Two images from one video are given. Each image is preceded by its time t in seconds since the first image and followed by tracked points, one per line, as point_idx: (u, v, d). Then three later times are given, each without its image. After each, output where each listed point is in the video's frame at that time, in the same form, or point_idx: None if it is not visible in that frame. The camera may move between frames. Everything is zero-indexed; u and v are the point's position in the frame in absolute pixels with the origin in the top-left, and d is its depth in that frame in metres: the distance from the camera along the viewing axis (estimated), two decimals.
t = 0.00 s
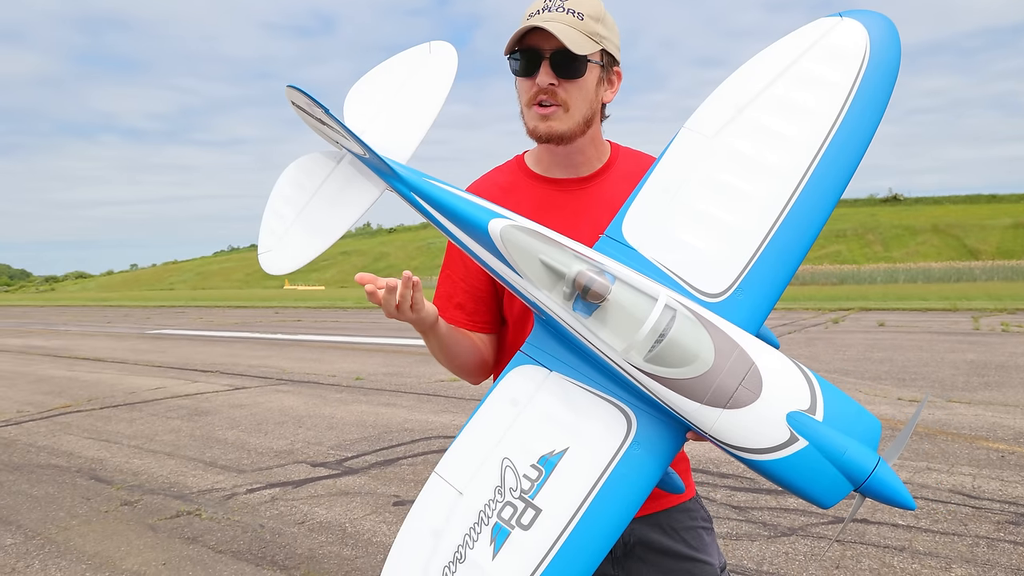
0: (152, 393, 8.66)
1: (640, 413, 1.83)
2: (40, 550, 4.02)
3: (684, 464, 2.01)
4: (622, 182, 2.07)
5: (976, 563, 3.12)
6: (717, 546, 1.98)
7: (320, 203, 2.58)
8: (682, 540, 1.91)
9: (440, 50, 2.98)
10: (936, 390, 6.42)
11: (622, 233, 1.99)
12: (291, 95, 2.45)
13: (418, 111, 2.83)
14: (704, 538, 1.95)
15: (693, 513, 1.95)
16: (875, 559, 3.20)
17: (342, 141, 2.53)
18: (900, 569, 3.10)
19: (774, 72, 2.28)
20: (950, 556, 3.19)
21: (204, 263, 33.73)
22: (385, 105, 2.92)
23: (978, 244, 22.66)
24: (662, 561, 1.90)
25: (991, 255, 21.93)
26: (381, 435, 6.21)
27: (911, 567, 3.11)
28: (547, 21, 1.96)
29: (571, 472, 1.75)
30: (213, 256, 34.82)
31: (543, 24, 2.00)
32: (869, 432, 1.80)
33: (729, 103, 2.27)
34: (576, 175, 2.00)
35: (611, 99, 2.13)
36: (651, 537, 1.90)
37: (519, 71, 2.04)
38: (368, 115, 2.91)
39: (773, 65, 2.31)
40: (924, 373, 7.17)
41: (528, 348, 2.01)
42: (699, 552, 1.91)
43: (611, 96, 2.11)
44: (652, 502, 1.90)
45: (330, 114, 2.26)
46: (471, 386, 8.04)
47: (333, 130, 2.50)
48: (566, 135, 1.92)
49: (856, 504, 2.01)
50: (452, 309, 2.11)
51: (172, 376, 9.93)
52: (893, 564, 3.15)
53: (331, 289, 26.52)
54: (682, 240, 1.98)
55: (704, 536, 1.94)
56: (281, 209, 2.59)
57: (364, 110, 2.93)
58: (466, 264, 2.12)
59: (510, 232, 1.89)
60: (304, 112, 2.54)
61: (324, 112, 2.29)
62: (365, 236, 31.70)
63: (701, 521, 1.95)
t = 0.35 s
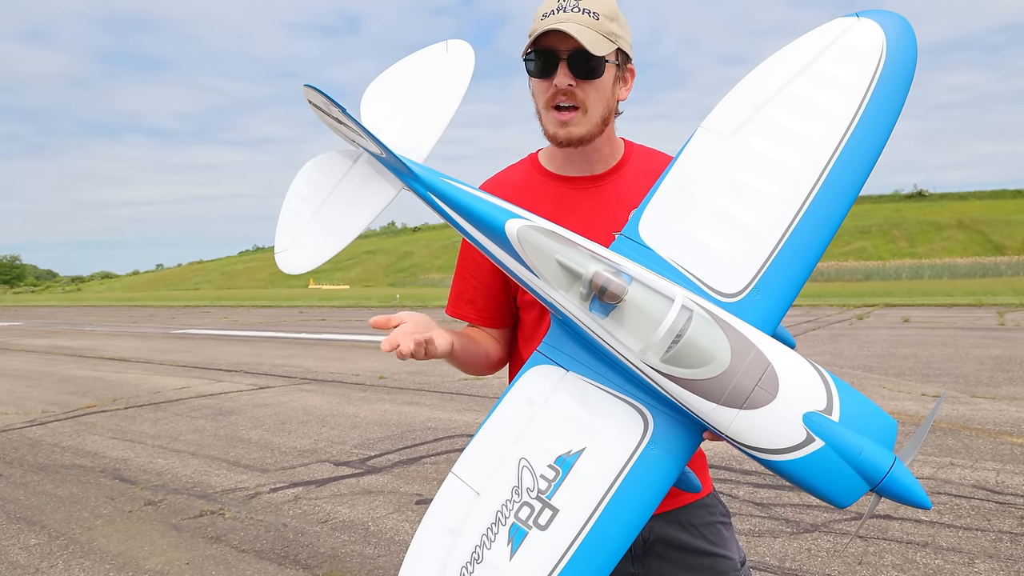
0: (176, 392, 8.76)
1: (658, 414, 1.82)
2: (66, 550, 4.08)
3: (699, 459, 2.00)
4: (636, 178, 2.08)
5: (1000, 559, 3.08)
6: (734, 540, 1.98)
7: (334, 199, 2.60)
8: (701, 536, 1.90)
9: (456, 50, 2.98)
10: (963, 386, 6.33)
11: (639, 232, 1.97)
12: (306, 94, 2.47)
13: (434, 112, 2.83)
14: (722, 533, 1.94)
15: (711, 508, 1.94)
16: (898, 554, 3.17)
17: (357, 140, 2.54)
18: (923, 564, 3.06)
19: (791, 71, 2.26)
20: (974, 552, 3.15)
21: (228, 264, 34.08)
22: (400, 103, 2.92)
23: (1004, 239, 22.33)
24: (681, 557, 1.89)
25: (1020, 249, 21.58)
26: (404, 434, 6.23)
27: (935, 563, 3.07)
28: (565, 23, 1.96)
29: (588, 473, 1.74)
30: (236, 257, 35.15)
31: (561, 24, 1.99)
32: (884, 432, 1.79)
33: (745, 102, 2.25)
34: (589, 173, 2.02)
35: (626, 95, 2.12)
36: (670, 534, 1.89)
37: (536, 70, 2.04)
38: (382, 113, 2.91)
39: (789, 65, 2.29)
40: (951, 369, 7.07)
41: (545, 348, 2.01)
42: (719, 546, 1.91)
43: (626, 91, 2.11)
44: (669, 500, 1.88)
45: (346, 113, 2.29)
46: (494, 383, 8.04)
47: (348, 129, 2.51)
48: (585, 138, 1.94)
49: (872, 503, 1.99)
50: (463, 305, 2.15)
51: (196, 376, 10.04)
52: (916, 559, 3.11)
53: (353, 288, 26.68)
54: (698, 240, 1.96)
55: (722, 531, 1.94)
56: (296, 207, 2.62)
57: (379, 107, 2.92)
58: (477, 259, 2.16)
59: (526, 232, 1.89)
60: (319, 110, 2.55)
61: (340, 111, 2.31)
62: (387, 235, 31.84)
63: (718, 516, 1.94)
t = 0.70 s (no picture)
0: (195, 392, 8.84)
1: (676, 411, 1.81)
2: (86, 548, 4.14)
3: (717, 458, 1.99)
4: (655, 175, 2.06)
5: (1018, 557, 3.06)
6: (751, 538, 1.98)
7: (349, 201, 2.63)
8: (718, 534, 1.90)
9: (469, 47, 3.01)
10: (982, 383, 6.27)
11: (655, 229, 1.97)
12: (321, 95, 2.51)
13: (448, 111, 2.85)
14: (738, 531, 1.94)
15: (728, 506, 1.94)
16: (915, 552, 3.14)
17: (372, 141, 2.57)
18: (940, 563, 3.04)
19: (806, 65, 2.25)
20: (992, 550, 3.12)
21: (246, 265, 34.34)
22: (415, 104, 2.95)
23: None
24: (699, 555, 1.89)
25: None
26: (420, 433, 6.25)
27: (953, 561, 3.04)
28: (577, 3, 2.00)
29: (608, 471, 1.75)
30: (254, 258, 35.39)
31: (570, 10, 2.03)
32: (905, 426, 1.77)
33: (760, 98, 2.24)
34: (608, 168, 2.01)
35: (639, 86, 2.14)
36: (688, 533, 1.88)
37: (550, 59, 2.06)
38: (399, 114, 2.93)
39: (804, 58, 2.27)
40: (971, 366, 6.99)
41: (562, 346, 2.01)
42: (736, 545, 1.92)
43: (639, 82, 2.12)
44: (687, 498, 1.88)
45: (359, 114, 2.36)
46: (510, 382, 8.04)
47: (363, 130, 2.55)
48: (603, 117, 1.94)
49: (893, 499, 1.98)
50: (480, 304, 2.17)
51: (214, 376, 10.12)
52: (934, 557, 3.09)
53: (370, 287, 26.79)
54: (714, 235, 1.96)
55: (739, 529, 1.94)
56: (312, 209, 2.65)
57: (393, 108, 2.95)
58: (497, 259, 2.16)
59: (542, 230, 1.90)
60: (335, 112, 2.59)
61: (355, 114, 2.35)
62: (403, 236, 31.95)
63: (735, 514, 1.95)
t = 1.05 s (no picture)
0: (193, 396, 8.82)
1: (677, 407, 1.81)
2: (81, 554, 4.12)
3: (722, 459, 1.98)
4: (659, 177, 2.06)
5: (1017, 559, 3.04)
6: (756, 553, 1.94)
7: (353, 207, 2.63)
8: (721, 547, 1.87)
9: (471, 57, 3.04)
10: (982, 385, 6.25)
11: (654, 228, 1.96)
12: (322, 101, 2.55)
13: (448, 116, 2.86)
14: (743, 545, 1.91)
15: (733, 519, 1.91)
16: (914, 555, 3.13)
17: (373, 147, 2.59)
18: (939, 566, 3.02)
19: (802, 64, 2.24)
20: (991, 553, 3.10)
21: (245, 268, 34.31)
22: (415, 110, 2.96)
23: None
24: (700, 567, 1.87)
25: None
26: (419, 437, 6.23)
27: (951, 564, 3.03)
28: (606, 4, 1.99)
29: (608, 470, 1.74)
30: (253, 261, 35.36)
31: (593, 12, 2.02)
32: (907, 418, 1.76)
33: (757, 98, 2.23)
34: (616, 168, 2.00)
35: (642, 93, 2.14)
36: (691, 543, 1.86)
37: (568, 56, 2.01)
38: (402, 120, 2.93)
39: (799, 58, 2.26)
40: (971, 368, 6.97)
41: (563, 346, 2.03)
42: (739, 559, 1.88)
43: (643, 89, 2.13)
44: (690, 508, 1.85)
45: (360, 118, 2.38)
46: (509, 386, 8.01)
47: (364, 136, 2.57)
48: (627, 115, 1.94)
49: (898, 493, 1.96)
50: (480, 302, 2.16)
51: (212, 379, 10.09)
52: (932, 561, 3.07)
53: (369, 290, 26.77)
54: (713, 234, 1.95)
55: (743, 543, 1.91)
56: (315, 214, 2.65)
57: (394, 113, 2.96)
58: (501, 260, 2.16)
59: (541, 229, 1.90)
60: (336, 118, 2.62)
61: (355, 117, 2.37)
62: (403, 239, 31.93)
63: (741, 528, 1.91)
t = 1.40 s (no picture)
0: (175, 404, 8.72)
1: (670, 393, 1.80)
2: (59, 566, 4.05)
3: (714, 446, 1.94)
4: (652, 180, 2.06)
5: (1001, 562, 3.05)
6: (750, 562, 1.89)
7: (357, 204, 2.60)
8: (715, 556, 1.83)
9: (469, 64, 2.98)
10: (964, 388, 6.30)
11: (646, 222, 1.94)
12: (325, 105, 2.49)
13: (443, 126, 2.84)
14: (738, 555, 1.86)
15: (728, 528, 1.86)
16: (898, 560, 3.13)
17: (375, 150, 2.55)
18: (923, 570, 3.02)
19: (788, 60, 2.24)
20: (975, 556, 3.11)
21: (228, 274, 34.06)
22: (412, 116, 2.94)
23: (1004, 241, 22.31)
24: None
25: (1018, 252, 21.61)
26: (404, 444, 6.18)
27: (935, 568, 3.03)
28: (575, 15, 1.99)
29: (601, 455, 1.74)
30: (237, 267, 35.09)
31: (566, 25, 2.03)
32: (900, 393, 1.76)
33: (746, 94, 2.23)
34: (611, 173, 2.00)
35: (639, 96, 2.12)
36: (683, 550, 1.83)
37: (554, 73, 2.04)
38: (398, 126, 2.91)
39: (786, 55, 2.27)
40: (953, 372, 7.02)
41: (557, 336, 2.01)
42: (732, 568, 1.83)
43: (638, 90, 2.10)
44: (684, 513, 1.82)
45: (360, 120, 2.30)
46: (495, 392, 7.97)
47: (367, 139, 2.52)
48: (615, 118, 1.92)
49: (892, 468, 1.96)
50: (481, 301, 2.09)
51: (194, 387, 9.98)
52: (916, 564, 3.07)
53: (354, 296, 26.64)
54: (703, 221, 1.95)
55: (738, 553, 1.86)
56: (317, 214, 2.60)
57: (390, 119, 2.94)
58: (502, 261, 2.14)
59: (530, 218, 1.93)
60: (339, 123, 2.58)
61: (354, 119, 2.30)
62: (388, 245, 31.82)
63: (736, 537, 1.86)
